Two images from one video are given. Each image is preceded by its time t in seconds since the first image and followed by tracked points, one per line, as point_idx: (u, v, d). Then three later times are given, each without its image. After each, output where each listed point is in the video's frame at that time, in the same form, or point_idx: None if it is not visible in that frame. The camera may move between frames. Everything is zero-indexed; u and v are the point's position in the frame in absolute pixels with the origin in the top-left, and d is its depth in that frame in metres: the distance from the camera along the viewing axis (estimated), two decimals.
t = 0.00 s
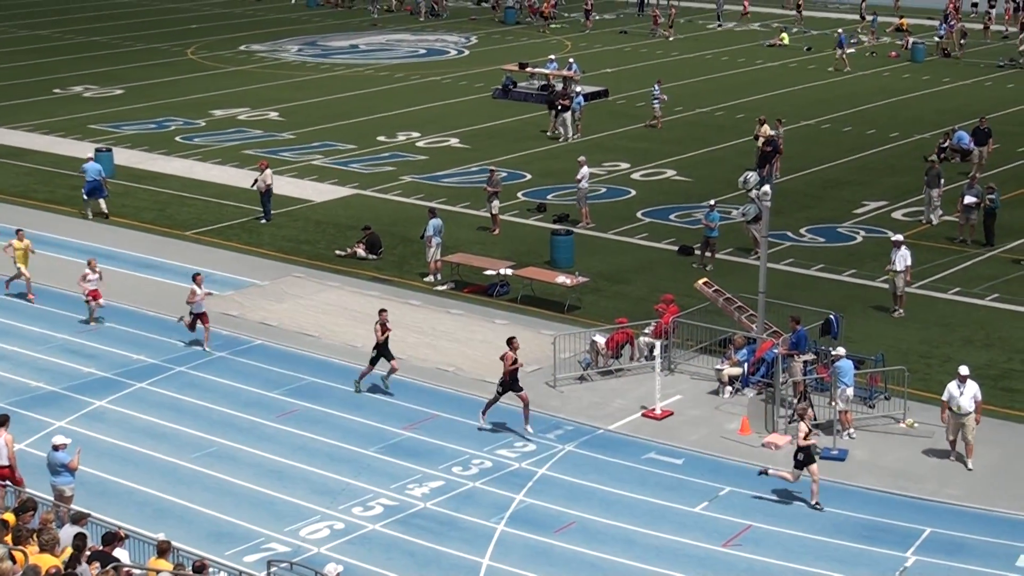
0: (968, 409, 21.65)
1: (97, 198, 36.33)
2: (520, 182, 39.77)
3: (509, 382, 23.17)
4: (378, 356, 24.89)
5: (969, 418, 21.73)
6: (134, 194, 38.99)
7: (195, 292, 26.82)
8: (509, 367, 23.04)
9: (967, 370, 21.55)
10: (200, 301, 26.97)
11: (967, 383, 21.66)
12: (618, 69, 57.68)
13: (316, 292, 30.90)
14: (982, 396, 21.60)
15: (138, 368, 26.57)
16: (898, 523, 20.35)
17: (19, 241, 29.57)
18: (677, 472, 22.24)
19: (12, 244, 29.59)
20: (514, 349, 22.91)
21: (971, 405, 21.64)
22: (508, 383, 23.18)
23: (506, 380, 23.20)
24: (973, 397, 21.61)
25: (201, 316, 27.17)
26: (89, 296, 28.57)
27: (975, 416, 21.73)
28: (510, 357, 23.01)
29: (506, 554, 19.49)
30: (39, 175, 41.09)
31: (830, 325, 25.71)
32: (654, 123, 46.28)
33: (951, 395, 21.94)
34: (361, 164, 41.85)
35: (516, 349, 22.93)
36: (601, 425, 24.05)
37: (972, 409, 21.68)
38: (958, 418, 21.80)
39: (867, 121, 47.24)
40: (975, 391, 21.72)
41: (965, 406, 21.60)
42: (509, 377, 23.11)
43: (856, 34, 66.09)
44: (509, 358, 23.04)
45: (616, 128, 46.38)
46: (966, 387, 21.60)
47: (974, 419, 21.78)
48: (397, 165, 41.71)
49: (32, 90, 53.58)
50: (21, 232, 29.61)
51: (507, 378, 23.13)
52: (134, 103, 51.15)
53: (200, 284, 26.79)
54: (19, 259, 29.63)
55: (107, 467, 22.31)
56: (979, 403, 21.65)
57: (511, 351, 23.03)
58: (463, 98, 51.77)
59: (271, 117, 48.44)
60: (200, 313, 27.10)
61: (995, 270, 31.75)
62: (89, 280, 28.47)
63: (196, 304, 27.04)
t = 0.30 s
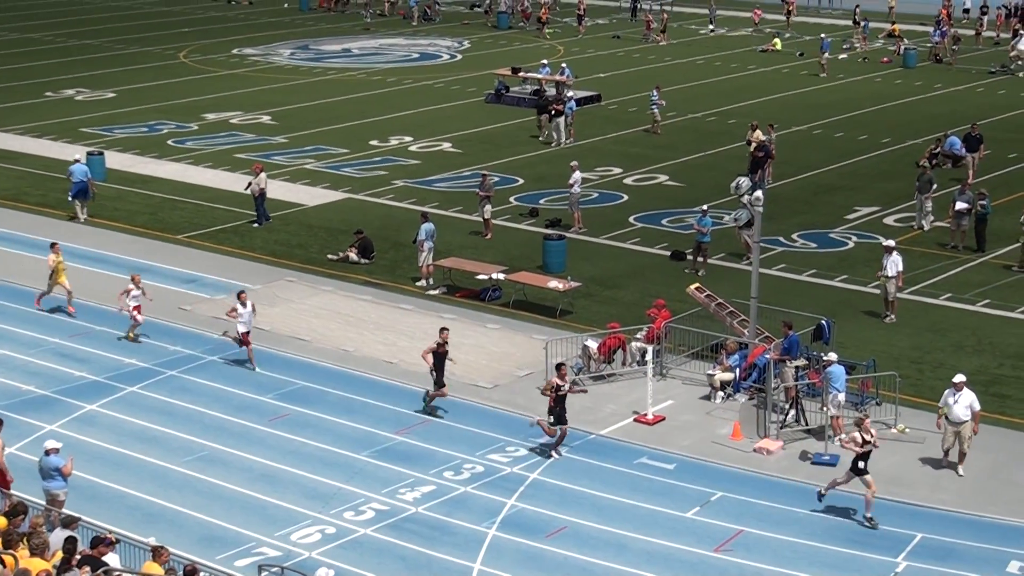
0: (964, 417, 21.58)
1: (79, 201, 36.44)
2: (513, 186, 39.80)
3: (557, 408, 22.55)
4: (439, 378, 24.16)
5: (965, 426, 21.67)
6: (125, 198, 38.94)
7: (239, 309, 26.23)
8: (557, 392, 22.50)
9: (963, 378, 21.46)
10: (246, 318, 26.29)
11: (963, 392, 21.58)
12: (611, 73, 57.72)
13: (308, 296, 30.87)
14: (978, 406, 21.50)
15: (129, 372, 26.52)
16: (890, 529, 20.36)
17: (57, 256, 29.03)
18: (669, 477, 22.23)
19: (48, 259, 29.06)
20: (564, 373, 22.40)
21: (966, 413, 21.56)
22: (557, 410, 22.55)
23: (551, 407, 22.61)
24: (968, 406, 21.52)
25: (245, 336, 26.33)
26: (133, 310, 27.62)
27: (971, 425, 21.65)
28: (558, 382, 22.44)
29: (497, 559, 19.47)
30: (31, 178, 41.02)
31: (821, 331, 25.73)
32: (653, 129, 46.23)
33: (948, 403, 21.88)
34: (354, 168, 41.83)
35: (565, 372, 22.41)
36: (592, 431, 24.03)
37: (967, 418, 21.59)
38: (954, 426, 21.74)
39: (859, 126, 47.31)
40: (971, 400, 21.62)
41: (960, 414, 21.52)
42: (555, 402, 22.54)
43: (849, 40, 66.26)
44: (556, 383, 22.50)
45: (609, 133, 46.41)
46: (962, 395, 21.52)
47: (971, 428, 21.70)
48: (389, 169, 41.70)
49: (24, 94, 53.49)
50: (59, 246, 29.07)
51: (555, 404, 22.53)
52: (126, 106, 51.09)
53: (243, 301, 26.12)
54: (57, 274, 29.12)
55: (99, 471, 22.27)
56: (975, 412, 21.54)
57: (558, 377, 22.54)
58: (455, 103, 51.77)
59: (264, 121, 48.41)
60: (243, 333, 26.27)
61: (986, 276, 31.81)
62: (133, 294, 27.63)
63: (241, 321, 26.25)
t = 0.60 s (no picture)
0: (954, 428, 21.55)
1: (68, 207, 36.47)
2: (505, 194, 39.80)
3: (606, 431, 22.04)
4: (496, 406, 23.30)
5: (955, 438, 21.63)
6: (116, 205, 38.87)
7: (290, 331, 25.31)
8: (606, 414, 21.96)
9: (956, 388, 21.49)
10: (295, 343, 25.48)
11: (955, 402, 21.58)
12: (603, 81, 57.75)
13: (299, 304, 30.83)
14: (969, 418, 21.46)
15: (120, 379, 26.44)
16: (881, 537, 20.36)
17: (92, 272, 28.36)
18: (660, 484, 22.22)
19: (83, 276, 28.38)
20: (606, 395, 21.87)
21: (957, 424, 21.54)
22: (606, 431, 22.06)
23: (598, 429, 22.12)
24: (960, 417, 21.50)
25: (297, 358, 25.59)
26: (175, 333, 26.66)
27: (961, 437, 21.61)
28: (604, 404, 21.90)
29: (489, 566, 19.44)
30: (21, 185, 40.95)
31: (813, 338, 25.75)
32: (653, 137, 46.30)
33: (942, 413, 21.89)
34: (346, 176, 41.80)
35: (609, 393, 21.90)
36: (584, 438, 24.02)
37: (957, 429, 21.58)
38: (944, 437, 21.72)
39: (851, 134, 47.38)
40: (964, 411, 21.60)
41: (950, 424, 21.51)
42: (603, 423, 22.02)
43: (840, 48, 66.40)
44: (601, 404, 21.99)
45: (601, 141, 46.42)
46: (954, 405, 21.52)
47: (960, 440, 21.67)
48: (381, 177, 41.69)
49: (15, 101, 53.40)
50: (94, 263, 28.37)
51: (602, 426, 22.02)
52: (118, 114, 51.02)
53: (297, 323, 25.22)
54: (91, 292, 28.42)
55: (88, 478, 22.22)
56: (966, 424, 21.52)
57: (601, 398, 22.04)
58: (447, 110, 51.79)
59: (255, 128, 48.38)
60: (295, 354, 25.52)
61: (977, 284, 31.85)
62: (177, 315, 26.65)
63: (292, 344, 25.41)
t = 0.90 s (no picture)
0: (946, 437, 21.25)
1: (59, 211, 36.61)
2: (496, 200, 39.82)
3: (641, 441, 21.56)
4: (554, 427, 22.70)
5: (947, 446, 21.36)
6: (108, 211, 38.83)
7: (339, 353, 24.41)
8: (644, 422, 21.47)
9: (946, 397, 21.07)
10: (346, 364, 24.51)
11: (946, 411, 21.20)
12: (594, 87, 57.79)
13: (291, 310, 30.81)
14: (960, 426, 21.13)
15: (111, 386, 26.40)
16: (873, 542, 20.37)
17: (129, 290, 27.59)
18: (652, 490, 22.22)
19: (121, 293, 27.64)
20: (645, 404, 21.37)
21: (948, 433, 21.22)
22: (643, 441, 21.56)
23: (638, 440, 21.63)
24: (951, 426, 21.17)
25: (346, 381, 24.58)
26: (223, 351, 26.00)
27: (953, 444, 21.32)
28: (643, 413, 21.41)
29: (480, 572, 19.43)
30: (12, 192, 40.89)
31: (804, 344, 25.78)
32: (648, 143, 46.35)
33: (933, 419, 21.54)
34: (337, 182, 41.78)
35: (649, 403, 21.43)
36: (575, 444, 24.01)
37: (949, 437, 21.27)
38: (936, 445, 21.44)
39: (842, 140, 47.47)
40: (954, 419, 21.25)
41: (941, 433, 21.20)
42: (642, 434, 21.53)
43: (831, 54, 66.53)
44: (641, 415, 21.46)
45: (592, 146, 46.45)
46: (944, 414, 21.16)
47: (953, 447, 21.38)
48: (372, 183, 41.67)
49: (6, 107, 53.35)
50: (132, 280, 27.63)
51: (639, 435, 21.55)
52: (109, 120, 50.98)
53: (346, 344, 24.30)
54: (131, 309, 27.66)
55: (78, 484, 22.19)
56: (957, 433, 21.20)
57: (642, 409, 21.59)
58: (438, 116, 51.80)
59: (247, 134, 48.36)
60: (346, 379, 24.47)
61: (967, 290, 31.90)
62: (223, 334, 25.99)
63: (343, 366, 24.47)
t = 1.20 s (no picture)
0: (935, 444, 21.27)
1: (50, 215, 36.83)
2: (488, 205, 39.82)
3: (680, 460, 21.17)
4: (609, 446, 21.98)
5: (936, 453, 21.36)
6: (99, 217, 38.77)
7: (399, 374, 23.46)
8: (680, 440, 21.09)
9: (935, 404, 21.14)
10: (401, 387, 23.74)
11: (934, 418, 21.26)
12: (585, 92, 57.83)
13: (283, 315, 30.77)
14: (949, 433, 21.18)
15: (102, 392, 26.34)
16: (865, 548, 20.38)
17: (170, 305, 26.73)
18: (644, 495, 22.21)
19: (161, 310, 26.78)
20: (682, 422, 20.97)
21: (937, 440, 21.24)
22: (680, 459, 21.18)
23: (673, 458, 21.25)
24: (940, 433, 21.20)
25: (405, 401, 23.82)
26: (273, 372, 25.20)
27: (943, 451, 21.33)
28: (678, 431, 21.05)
29: None
30: (3, 197, 40.82)
31: (796, 348, 25.80)
32: (647, 148, 46.36)
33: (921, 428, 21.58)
34: (329, 187, 41.76)
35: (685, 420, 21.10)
36: (567, 449, 24.01)
37: (938, 444, 21.30)
38: (925, 453, 21.44)
39: (833, 145, 47.55)
40: (943, 426, 21.30)
41: (931, 440, 21.22)
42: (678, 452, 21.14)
43: (822, 59, 66.64)
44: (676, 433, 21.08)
45: (583, 152, 46.47)
46: (933, 421, 21.20)
47: (942, 454, 21.40)
48: (364, 188, 41.64)
49: None
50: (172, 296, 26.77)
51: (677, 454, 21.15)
52: (101, 125, 50.91)
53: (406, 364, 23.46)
54: (170, 327, 26.83)
55: (69, 489, 22.15)
56: (946, 439, 21.23)
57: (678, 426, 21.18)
58: (429, 121, 51.81)
59: (238, 140, 48.32)
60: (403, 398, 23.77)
61: (958, 295, 31.97)
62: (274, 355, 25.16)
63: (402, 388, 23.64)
